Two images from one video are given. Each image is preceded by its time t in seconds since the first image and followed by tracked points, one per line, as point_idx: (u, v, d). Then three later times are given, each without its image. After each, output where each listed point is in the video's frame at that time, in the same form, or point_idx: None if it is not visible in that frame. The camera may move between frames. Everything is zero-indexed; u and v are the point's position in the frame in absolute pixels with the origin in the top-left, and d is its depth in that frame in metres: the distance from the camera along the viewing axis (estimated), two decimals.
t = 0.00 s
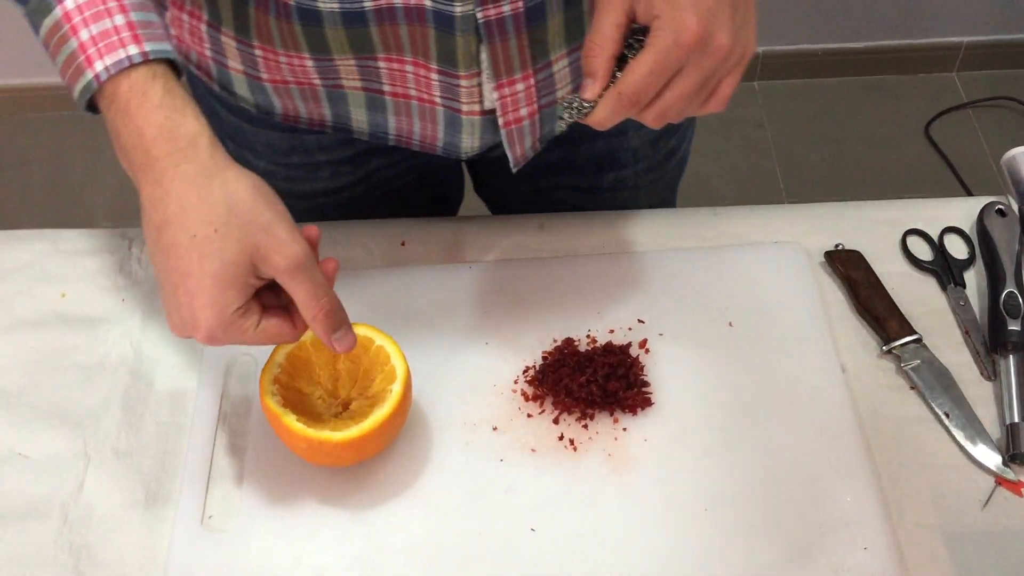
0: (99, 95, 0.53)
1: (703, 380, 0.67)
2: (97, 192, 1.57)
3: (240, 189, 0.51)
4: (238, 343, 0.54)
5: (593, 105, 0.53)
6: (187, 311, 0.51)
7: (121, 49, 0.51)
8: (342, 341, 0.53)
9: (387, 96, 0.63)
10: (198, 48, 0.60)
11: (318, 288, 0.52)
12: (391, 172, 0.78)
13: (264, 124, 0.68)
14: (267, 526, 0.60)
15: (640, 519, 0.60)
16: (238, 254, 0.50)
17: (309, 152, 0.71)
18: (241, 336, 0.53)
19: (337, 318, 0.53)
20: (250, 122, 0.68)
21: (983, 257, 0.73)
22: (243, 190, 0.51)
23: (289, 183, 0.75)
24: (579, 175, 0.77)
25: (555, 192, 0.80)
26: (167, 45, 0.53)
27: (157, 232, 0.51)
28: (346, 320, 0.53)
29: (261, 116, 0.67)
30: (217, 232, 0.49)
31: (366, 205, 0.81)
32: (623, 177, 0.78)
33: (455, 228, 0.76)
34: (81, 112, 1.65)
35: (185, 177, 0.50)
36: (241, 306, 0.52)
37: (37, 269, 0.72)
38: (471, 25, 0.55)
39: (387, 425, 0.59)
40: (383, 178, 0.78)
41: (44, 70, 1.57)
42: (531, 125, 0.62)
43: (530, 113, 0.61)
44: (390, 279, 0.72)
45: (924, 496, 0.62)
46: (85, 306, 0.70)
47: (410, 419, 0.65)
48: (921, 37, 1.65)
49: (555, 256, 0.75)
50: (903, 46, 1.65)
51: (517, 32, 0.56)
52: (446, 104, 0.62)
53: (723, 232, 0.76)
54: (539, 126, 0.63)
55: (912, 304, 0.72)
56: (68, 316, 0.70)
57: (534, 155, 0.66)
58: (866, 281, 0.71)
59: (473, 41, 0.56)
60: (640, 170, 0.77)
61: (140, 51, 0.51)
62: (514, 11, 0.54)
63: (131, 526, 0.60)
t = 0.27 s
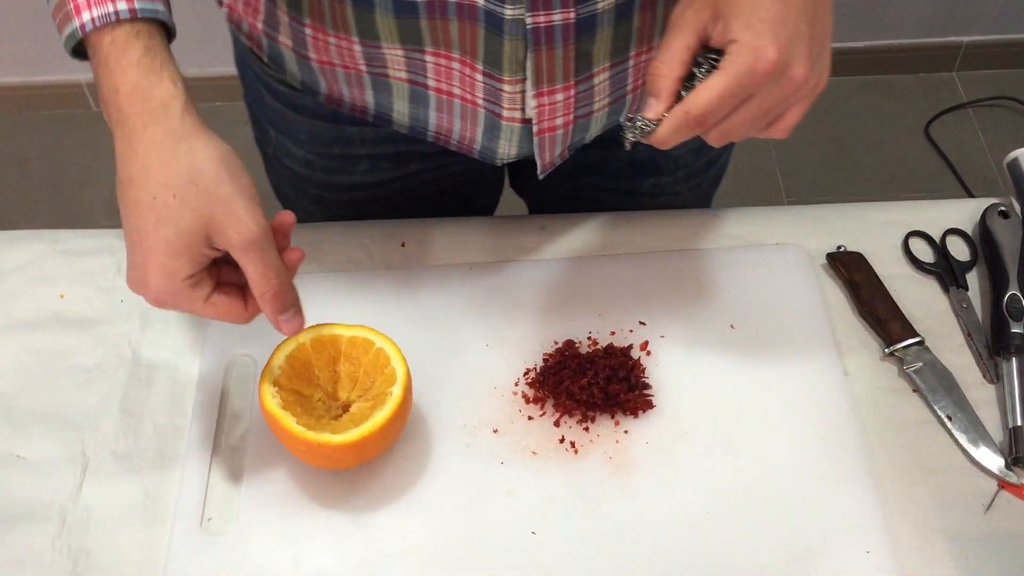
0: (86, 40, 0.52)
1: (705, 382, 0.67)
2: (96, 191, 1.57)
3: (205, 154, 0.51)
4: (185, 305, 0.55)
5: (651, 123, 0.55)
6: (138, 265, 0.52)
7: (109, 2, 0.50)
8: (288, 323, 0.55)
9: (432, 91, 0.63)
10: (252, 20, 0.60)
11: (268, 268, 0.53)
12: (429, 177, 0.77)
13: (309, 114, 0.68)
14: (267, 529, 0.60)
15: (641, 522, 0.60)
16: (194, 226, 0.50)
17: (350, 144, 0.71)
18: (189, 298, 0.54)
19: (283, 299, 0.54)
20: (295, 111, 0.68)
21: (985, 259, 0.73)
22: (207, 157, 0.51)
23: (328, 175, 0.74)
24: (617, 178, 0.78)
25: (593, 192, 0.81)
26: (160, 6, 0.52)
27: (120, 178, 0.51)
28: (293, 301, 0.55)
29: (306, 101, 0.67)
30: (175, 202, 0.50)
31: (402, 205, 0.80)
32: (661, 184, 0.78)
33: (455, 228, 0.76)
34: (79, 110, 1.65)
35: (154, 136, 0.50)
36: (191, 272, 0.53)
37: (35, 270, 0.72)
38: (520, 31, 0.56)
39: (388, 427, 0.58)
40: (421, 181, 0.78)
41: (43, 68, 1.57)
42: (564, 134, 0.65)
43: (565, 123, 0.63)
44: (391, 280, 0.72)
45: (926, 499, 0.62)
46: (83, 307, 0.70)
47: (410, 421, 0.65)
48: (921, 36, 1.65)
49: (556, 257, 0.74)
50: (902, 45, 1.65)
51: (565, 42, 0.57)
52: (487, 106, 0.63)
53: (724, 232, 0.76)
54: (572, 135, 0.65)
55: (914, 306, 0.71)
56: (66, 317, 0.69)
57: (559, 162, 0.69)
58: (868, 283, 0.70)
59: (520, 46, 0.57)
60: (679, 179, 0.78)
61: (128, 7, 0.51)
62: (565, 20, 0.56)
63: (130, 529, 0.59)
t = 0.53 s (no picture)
0: (110, 37, 0.51)
1: (707, 383, 0.66)
2: (96, 190, 1.57)
3: (233, 166, 0.50)
4: (191, 326, 0.52)
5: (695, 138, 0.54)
6: (149, 279, 0.49)
7: None
8: (302, 345, 0.53)
9: (469, 83, 0.63)
10: None
11: (286, 284, 0.51)
12: (464, 176, 0.78)
13: (353, 102, 0.68)
14: (268, 531, 0.59)
15: (641, 523, 0.59)
16: (217, 234, 0.48)
17: (391, 135, 0.71)
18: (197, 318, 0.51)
19: (299, 319, 0.52)
20: (340, 99, 0.68)
21: (987, 261, 0.73)
22: (234, 166, 0.50)
23: (366, 164, 0.75)
24: (655, 181, 0.78)
25: (630, 194, 0.81)
26: (195, 7, 0.52)
27: (136, 191, 0.49)
28: (307, 322, 0.53)
29: (351, 87, 0.67)
30: (198, 207, 0.48)
31: (436, 199, 0.80)
32: (698, 186, 0.78)
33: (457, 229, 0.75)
34: (80, 110, 1.65)
35: (179, 144, 0.49)
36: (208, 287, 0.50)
37: (35, 270, 0.71)
38: (563, 28, 0.55)
39: (389, 428, 0.58)
40: (459, 177, 0.78)
41: (43, 67, 1.57)
42: (596, 130, 0.64)
43: (598, 120, 0.63)
44: (392, 281, 0.72)
45: (928, 500, 0.62)
46: (84, 307, 0.70)
47: (410, 423, 0.64)
48: (923, 37, 1.64)
49: (557, 258, 0.74)
50: (903, 46, 1.65)
51: (606, 41, 0.57)
52: (524, 102, 0.62)
53: (726, 233, 0.76)
54: (602, 134, 0.65)
55: (915, 307, 0.71)
56: (66, 316, 0.69)
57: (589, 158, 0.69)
58: (869, 284, 0.70)
59: (561, 44, 0.57)
60: (716, 182, 0.78)
61: (163, 6, 0.50)
62: (608, 18, 0.55)
63: (130, 530, 0.59)
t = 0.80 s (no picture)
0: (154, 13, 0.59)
1: (707, 381, 0.67)
2: (97, 188, 1.57)
3: (242, 115, 0.55)
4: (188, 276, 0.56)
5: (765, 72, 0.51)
6: (152, 216, 0.54)
7: None
8: (292, 296, 0.55)
9: (494, 70, 0.64)
10: None
11: (282, 230, 0.55)
12: (484, 175, 0.79)
13: (381, 88, 0.70)
14: (268, 527, 0.60)
15: (641, 520, 0.60)
16: (217, 170, 0.53)
17: (417, 125, 0.72)
18: (192, 265, 0.55)
19: (292, 268, 0.55)
20: (368, 85, 0.70)
21: (986, 260, 0.73)
22: (244, 116, 0.55)
23: (389, 154, 0.76)
24: (674, 179, 0.79)
25: (648, 192, 0.81)
26: None
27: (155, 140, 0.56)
28: (300, 274, 0.55)
29: (380, 74, 0.69)
30: (201, 142, 0.53)
31: (455, 196, 0.81)
32: (717, 187, 0.79)
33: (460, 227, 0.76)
34: (81, 108, 1.65)
35: (193, 91, 0.55)
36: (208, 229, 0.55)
37: (37, 268, 0.72)
38: (587, 19, 0.56)
39: (389, 425, 0.59)
40: (480, 175, 0.79)
41: (45, 66, 1.57)
42: (618, 128, 0.65)
43: (620, 116, 0.63)
44: (392, 279, 0.72)
45: (926, 498, 0.62)
46: (85, 305, 0.70)
47: (411, 420, 0.65)
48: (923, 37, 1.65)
49: (558, 256, 0.74)
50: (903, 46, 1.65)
51: (630, 34, 0.57)
52: (547, 92, 0.63)
53: (726, 232, 0.76)
54: (625, 131, 0.66)
55: (914, 306, 0.72)
56: (67, 313, 0.70)
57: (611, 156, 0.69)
58: (868, 283, 0.70)
59: (585, 35, 0.57)
60: (735, 184, 0.79)
61: None
62: (633, 12, 0.55)
63: (132, 527, 0.59)
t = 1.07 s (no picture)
0: None
1: (706, 381, 0.67)
2: (98, 188, 1.57)
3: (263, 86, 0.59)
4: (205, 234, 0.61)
5: None
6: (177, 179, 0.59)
7: None
8: (303, 257, 0.60)
9: (515, 66, 0.64)
10: None
11: (295, 197, 0.59)
12: (505, 173, 0.79)
13: (406, 90, 0.70)
14: (268, 525, 0.60)
15: (640, 519, 0.60)
16: (240, 140, 0.58)
17: (441, 125, 0.73)
18: (210, 225, 0.60)
19: (304, 231, 0.60)
20: (392, 87, 0.71)
21: (985, 260, 0.73)
22: (264, 90, 0.59)
23: (414, 153, 0.76)
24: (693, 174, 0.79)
25: (665, 188, 0.81)
26: None
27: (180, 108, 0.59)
28: (311, 236, 0.61)
29: (403, 76, 0.69)
30: (228, 116, 0.57)
31: (478, 193, 0.81)
32: (735, 182, 0.79)
33: (461, 227, 0.76)
34: (81, 109, 1.65)
35: (218, 65, 0.58)
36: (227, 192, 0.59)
37: (38, 267, 0.72)
38: (615, 10, 0.56)
39: (389, 424, 0.59)
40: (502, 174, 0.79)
41: (46, 66, 1.58)
42: (642, 118, 0.65)
43: (644, 106, 0.64)
44: (393, 278, 0.72)
45: (924, 497, 0.62)
46: (86, 304, 0.70)
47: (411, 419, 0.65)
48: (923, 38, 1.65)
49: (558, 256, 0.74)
50: (903, 48, 1.66)
51: (656, 25, 0.57)
52: (570, 85, 0.63)
53: (725, 232, 0.76)
54: (648, 121, 0.66)
55: (913, 306, 0.72)
56: (69, 312, 0.70)
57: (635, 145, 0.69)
58: (867, 284, 0.71)
59: (611, 27, 0.57)
60: (753, 177, 0.78)
61: None
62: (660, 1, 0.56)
63: (132, 525, 0.60)
